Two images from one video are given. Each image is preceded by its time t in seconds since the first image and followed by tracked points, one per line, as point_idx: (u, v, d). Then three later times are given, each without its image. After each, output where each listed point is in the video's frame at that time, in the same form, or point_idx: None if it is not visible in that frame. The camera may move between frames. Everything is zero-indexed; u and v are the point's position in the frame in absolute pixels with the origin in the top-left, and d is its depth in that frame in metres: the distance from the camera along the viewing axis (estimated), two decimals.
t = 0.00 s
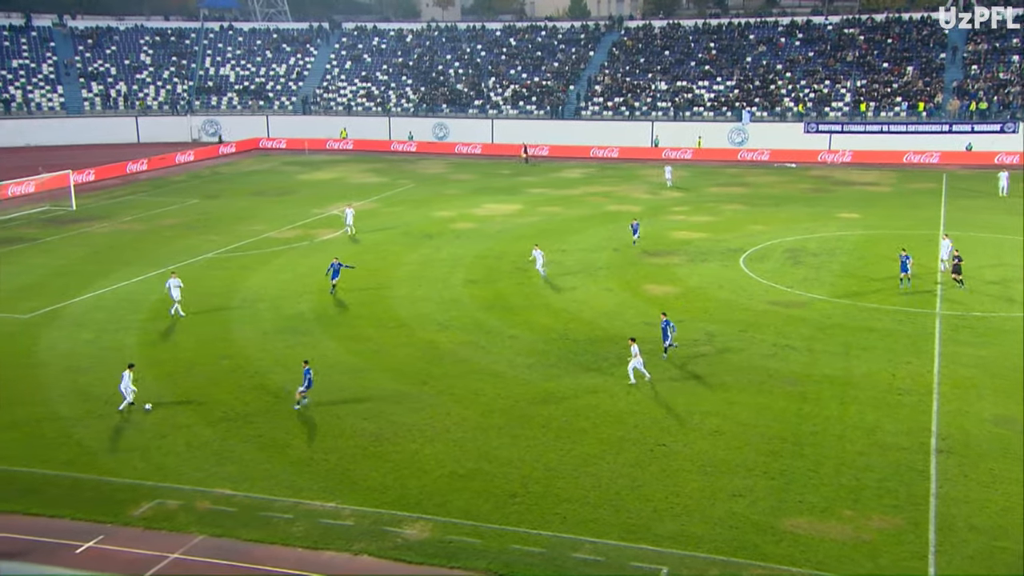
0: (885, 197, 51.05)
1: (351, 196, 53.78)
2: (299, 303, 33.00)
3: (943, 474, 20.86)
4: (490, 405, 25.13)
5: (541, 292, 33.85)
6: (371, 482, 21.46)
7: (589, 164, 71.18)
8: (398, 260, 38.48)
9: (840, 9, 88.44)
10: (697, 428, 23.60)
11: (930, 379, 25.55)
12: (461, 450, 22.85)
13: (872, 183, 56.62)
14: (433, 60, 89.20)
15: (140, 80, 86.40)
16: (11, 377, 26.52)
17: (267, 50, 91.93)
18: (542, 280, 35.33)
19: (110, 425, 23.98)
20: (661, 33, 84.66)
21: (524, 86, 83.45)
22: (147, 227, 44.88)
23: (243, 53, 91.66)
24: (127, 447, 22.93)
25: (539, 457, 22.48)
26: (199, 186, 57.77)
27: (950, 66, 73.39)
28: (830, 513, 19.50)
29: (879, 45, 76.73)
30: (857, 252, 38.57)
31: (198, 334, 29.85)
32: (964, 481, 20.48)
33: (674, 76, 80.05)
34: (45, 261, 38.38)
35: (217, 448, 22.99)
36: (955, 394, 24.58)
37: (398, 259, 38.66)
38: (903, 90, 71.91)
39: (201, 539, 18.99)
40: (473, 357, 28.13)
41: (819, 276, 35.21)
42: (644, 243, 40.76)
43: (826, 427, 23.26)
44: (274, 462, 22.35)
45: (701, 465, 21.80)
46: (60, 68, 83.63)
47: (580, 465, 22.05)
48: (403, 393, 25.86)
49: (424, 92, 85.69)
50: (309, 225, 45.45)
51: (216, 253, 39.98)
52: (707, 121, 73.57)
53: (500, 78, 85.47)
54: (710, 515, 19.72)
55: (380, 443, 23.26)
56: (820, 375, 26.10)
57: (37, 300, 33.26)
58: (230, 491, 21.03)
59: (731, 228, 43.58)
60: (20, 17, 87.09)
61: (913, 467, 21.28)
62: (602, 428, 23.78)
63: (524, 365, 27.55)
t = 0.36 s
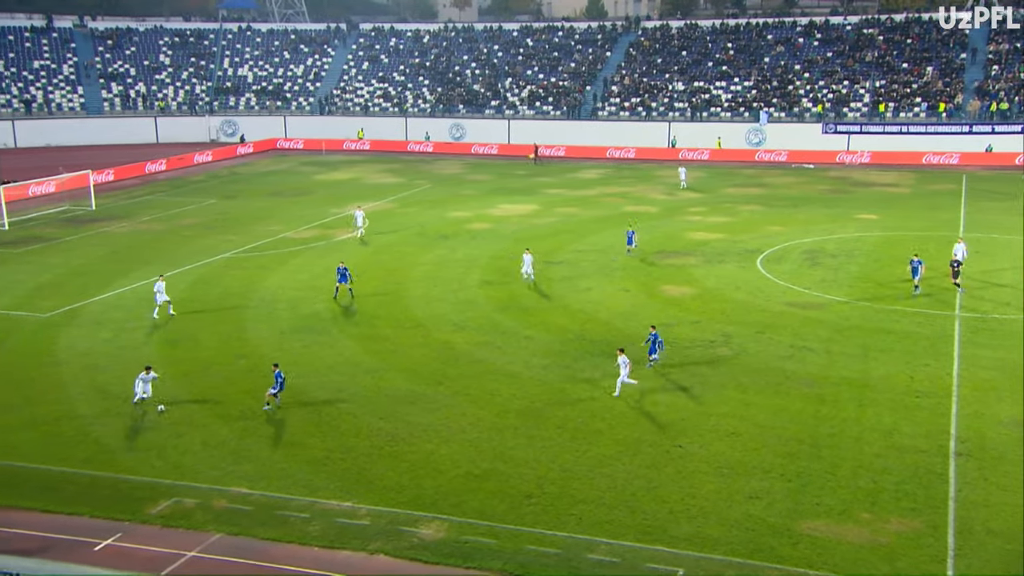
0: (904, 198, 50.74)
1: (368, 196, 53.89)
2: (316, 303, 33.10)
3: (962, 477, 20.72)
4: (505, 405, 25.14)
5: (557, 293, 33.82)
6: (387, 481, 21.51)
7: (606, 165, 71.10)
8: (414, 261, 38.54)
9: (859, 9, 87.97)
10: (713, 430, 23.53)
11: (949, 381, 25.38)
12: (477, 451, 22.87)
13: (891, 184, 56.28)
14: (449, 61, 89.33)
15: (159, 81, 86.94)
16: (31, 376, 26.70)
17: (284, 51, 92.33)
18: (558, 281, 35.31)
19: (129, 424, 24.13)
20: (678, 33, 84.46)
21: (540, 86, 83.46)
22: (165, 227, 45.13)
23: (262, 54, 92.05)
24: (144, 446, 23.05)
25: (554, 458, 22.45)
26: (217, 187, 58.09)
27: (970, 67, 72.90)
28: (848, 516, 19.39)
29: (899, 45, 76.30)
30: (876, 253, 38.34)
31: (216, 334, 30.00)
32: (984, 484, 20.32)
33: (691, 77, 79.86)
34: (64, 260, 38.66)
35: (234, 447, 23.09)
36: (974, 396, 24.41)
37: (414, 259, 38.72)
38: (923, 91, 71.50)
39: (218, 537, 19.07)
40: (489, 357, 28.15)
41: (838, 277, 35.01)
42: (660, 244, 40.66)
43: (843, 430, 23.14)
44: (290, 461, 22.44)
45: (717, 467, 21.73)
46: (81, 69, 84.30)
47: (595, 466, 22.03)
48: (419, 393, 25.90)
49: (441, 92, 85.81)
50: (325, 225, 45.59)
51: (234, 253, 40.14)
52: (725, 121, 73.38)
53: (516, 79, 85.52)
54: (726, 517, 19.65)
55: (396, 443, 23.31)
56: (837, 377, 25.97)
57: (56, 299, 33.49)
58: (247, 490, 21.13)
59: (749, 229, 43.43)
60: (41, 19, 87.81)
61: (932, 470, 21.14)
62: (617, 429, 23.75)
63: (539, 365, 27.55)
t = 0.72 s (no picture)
0: (925, 198, 50.38)
1: (385, 196, 54.02)
2: (334, 302, 33.22)
3: (983, 481, 20.54)
4: (522, 405, 25.14)
5: (574, 293, 33.79)
6: (404, 480, 21.57)
7: (624, 165, 70.97)
8: (431, 261, 38.57)
9: (881, 7, 87.32)
10: (731, 431, 23.44)
11: (970, 384, 25.18)
12: (493, 450, 22.90)
13: (912, 185, 55.84)
14: (467, 61, 89.40)
15: (179, 81, 87.47)
16: (51, 374, 26.90)
17: (303, 51, 92.65)
18: (576, 281, 35.28)
19: (148, 422, 24.29)
20: (697, 33, 84.15)
21: (559, 86, 83.43)
22: (185, 226, 45.38)
23: (281, 54, 92.38)
24: (164, 444, 23.18)
25: (571, 458, 22.42)
26: (236, 186, 58.42)
27: (993, 66, 72.27)
28: (867, 518, 19.27)
29: (920, 45, 75.70)
30: (896, 254, 38.07)
31: (234, 332, 30.14)
32: (1005, 487, 20.17)
33: (710, 77, 79.58)
34: (85, 259, 38.95)
35: (252, 445, 23.20)
36: (996, 399, 24.20)
37: (432, 260, 38.77)
38: (945, 90, 70.96)
39: (236, 535, 19.17)
40: (506, 357, 28.16)
41: (857, 279, 34.80)
42: (678, 245, 40.54)
43: (862, 431, 23.00)
44: (308, 460, 22.53)
45: (735, 468, 21.65)
46: (103, 70, 84.93)
47: (612, 467, 21.99)
48: (436, 392, 25.95)
49: (459, 92, 85.91)
50: (343, 225, 45.72)
51: (253, 252, 40.32)
52: (745, 122, 73.09)
53: (534, 79, 85.49)
54: (744, 518, 19.57)
55: (413, 442, 23.36)
56: (856, 379, 25.82)
57: (77, 298, 33.75)
58: (264, 489, 21.22)
59: (767, 229, 43.23)
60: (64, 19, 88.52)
61: (952, 473, 20.97)
62: (634, 430, 23.70)
63: (556, 366, 27.52)
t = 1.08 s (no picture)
0: (938, 199, 50.20)
1: (396, 196, 54.11)
2: (345, 302, 33.28)
3: (996, 483, 20.44)
4: (533, 405, 25.13)
5: (585, 293, 33.79)
6: (415, 480, 21.58)
7: (636, 165, 70.94)
8: (442, 261, 38.61)
9: (894, 7, 86.97)
10: (742, 432, 23.39)
11: (983, 385, 25.07)
12: (504, 450, 22.90)
13: (925, 185, 55.63)
14: (479, 61, 89.46)
15: (192, 81, 87.78)
16: (64, 373, 27.03)
17: (316, 52, 92.79)
18: (586, 281, 35.27)
19: (160, 421, 24.38)
20: (709, 33, 83.96)
21: (570, 86, 83.45)
22: (197, 226, 45.56)
23: (293, 54, 92.50)
24: (176, 443, 23.28)
25: (582, 458, 22.41)
26: (248, 186, 58.70)
27: (1007, 67, 71.95)
28: (879, 520, 19.20)
29: (933, 45, 75.35)
30: (908, 255, 37.91)
31: (245, 332, 30.22)
32: (1018, 489, 20.06)
33: (722, 77, 79.47)
34: (98, 258, 39.14)
35: (263, 444, 23.26)
36: (1009, 401, 24.09)
37: (442, 259, 38.81)
38: (958, 90, 70.78)
39: (247, 534, 19.21)
40: (517, 357, 28.16)
41: (869, 279, 34.69)
42: (689, 245, 40.49)
43: (875, 433, 22.91)
44: (319, 459, 22.57)
45: (746, 469, 21.59)
46: (116, 70, 85.21)
47: (624, 467, 21.95)
48: (447, 392, 25.97)
49: (470, 93, 86.02)
50: (354, 225, 45.82)
51: (265, 252, 40.46)
52: (757, 122, 72.95)
53: (546, 79, 85.52)
54: (755, 519, 19.52)
55: (423, 442, 23.38)
56: (868, 380, 25.74)
57: (90, 296, 33.94)
58: (275, 488, 21.26)
59: (779, 230, 43.13)
60: (78, 20, 88.89)
61: (964, 475, 20.88)
62: (646, 431, 23.67)
63: (567, 366, 27.52)
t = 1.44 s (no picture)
0: (917, 193, 50.58)
1: (378, 192, 53.99)
2: (327, 298, 33.16)
3: (974, 475, 20.62)
4: (515, 401, 25.14)
5: (567, 289, 33.82)
6: (398, 476, 21.56)
7: (617, 160, 71.07)
8: (424, 256, 38.53)
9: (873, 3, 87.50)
10: (723, 426, 23.49)
11: (962, 378, 25.28)
12: (487, 446, 22.90)
13: (905, 180, 55.96)
14: (460, 57, 89.37)
15: (171, 76, 87.16)
16: (43, 371, 26.80)
17: (296, 47, 92.46)
18: (569, 277, 35.31)
19: (140, 418, 24.21)
20: (690, 29, 84.10)
21: (552, 82, 83.47)
22: (177, 222, 45.31)
23: (273, 49, 92.22)
24: (156, 440, 23.14)
25: (564, 453, 22.44)
26: (229, 182, 58.44)
27: (984, 62, 72.48)
28: (859, 513, 19.33)
29: (912, 41, 75.81)
30: (887, 250, 38.16)
31: (227, 329, 30.07)
32: (997, 481, 20.23)
33: (702, 72, 79.68)
34: (76, 255, 38.82)
35: (245, 441, 23.16)
36: (987, 394, 24.32)
37: (425, 255, 38.74)
38: (936, 85, 71.28)
39: (229, 531, 19.13)
40: (500, 353, 28.16)
41: (849, 274, 34.90)
42: (670, 240, 40.59)
43: (854, 426, 23.07)
44: (301, 456, 22.50)
45: (728, 463, 21.69)
46: (93, 66, 84.51)
47: (606, 462, 22.00)
48: (430, 388, 25.95)
49: (452, 88, 85.85)
50: (335, 220, 45.65)
51: (245, 248, 40.29)
52: (737, 117, 73.11)
53: (527, 74, 85.49)
54: (736, 513, 19.62)
55: (406, 438, 23.35)
56: (848, 374, 25.91)
57: (68, 294, 33.67)
58: (257, 485, 21.18)
59: (759, 225, 43.32)
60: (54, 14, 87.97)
61: (943, 467, 21.04)
62: (628, 426, 23.73)
63: (549, 361, 27.55)
